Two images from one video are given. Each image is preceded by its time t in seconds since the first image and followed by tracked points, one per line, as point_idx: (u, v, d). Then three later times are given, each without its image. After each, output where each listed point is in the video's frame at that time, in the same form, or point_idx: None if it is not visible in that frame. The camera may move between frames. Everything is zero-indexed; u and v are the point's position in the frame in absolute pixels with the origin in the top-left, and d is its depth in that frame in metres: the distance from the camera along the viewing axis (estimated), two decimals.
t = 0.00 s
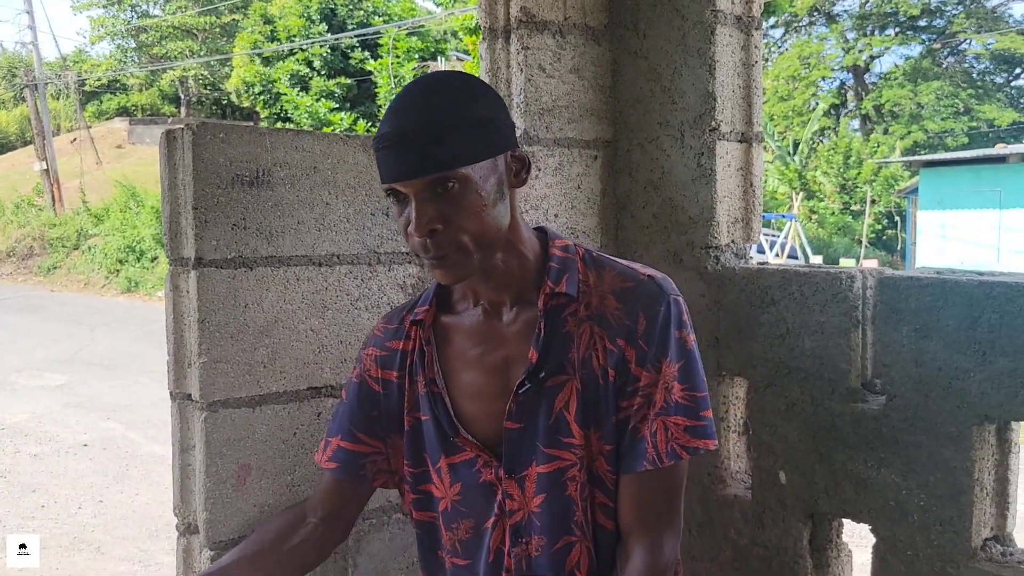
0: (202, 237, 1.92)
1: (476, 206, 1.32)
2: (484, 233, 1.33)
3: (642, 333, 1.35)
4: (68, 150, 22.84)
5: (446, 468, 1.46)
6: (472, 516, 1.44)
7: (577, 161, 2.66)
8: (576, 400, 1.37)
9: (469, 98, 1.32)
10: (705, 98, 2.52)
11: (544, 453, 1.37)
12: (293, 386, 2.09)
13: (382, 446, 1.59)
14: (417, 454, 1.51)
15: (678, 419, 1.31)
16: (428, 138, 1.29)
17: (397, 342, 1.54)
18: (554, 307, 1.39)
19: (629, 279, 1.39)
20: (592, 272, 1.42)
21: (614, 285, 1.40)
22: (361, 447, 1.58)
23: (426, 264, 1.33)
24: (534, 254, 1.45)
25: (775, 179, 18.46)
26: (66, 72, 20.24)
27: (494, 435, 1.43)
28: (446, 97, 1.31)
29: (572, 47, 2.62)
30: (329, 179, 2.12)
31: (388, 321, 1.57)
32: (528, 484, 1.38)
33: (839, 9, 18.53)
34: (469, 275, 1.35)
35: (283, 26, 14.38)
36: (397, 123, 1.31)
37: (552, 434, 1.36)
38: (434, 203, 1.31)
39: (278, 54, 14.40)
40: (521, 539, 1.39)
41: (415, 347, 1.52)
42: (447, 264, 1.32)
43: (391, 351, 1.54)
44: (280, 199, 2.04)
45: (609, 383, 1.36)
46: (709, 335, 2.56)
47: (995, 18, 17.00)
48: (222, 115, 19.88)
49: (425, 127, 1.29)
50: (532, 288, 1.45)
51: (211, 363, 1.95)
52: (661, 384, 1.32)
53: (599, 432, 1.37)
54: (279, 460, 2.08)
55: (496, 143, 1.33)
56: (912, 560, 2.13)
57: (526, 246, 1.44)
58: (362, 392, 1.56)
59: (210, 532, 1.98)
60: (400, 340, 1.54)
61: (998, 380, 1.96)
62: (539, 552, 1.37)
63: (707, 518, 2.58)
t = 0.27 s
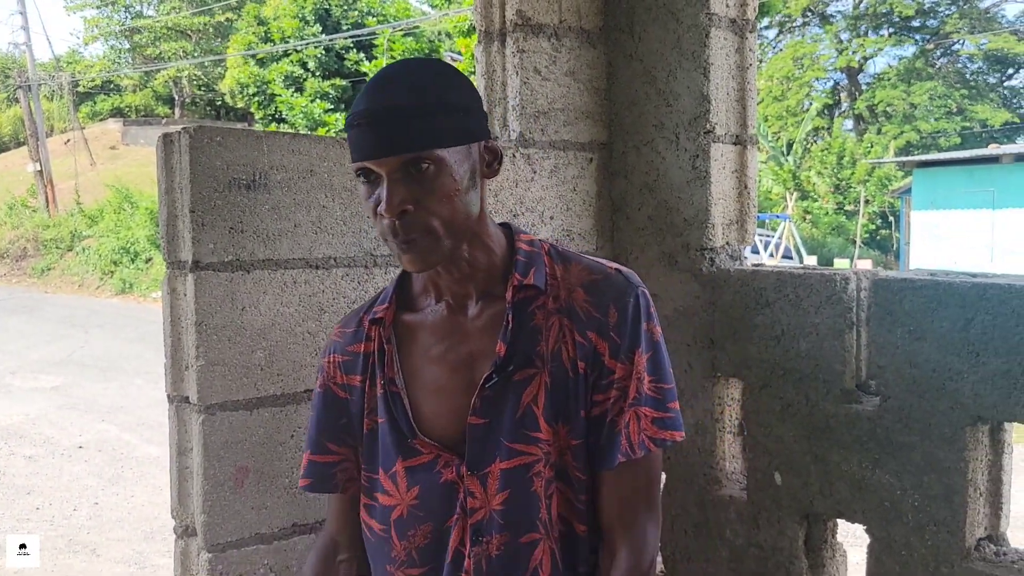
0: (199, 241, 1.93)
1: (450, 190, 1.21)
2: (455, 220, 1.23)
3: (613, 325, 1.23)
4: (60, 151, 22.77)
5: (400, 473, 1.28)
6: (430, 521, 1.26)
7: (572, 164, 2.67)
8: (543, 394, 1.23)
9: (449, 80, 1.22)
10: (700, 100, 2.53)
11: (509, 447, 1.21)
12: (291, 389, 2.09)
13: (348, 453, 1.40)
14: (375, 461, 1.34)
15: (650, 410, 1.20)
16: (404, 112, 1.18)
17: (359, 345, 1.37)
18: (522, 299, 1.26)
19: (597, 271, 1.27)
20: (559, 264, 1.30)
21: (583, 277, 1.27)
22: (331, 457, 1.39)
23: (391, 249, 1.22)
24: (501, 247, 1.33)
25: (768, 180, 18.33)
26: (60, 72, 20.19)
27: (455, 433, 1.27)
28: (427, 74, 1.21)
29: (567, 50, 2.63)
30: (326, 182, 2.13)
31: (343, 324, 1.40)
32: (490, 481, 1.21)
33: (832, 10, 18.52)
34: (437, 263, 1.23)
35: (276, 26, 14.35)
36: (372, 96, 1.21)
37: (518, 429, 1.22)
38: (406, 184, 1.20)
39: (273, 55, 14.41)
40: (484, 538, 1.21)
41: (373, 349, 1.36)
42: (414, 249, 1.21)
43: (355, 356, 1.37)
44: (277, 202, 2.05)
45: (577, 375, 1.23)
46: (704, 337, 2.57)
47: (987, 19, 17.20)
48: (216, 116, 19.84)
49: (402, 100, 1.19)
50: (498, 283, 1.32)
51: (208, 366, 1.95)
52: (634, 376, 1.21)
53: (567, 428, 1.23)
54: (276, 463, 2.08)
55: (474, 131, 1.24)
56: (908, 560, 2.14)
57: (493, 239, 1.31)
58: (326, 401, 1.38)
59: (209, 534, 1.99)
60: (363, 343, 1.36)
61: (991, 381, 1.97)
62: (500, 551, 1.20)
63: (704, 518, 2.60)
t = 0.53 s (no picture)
0: (200, 240, 1.93)
1: (443, 196, 1.21)
2: (449, 226, 1.23)
3: (611, 318, 1.25)
4: (58, 150, 22.76)
5: (408, 484, 1.31)
6: (444, 530, 1.29)
7: (572, 163, 2.67)
8: (546, 392, 1.25)
9: (437, 86, 1.23)
10: (699, 100, 2.53)
11: (514, 448, 1.23)
12: (291, 388, 2.10)
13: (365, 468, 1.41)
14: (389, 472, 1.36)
15: (648, 402, 1.24)
16: (392, 121, 1.19)
17: (360, 359, 1.38)
18: (519, 299, 1.28)
19: (590, 266, 1.29)
20: (553, 262, 1.32)
21: (577, 273, 1.30)
22: (351, 474, 1.42)
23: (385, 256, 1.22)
24: (495, 249, 1.33)
25: (767, 178, 18.50)
26: (58, 71, 20.19)
27: (459, 438, 1.29)
28: (415, 83, 1.22)
29: (567, 49, 2.64)
30: (326, 181, 2.13)
31: (343, 341, 1.41)
32: (497, 483, 1.23)
33: (830, 9, 18.56)
34: (432, 270, 1.24)
35: (275, 24, 14.33)
36: (362, 104, 1.22)
37: (522, 430, 1.23)
38: (399, 192, 1.21)
39: (271, 53, 14.41)
40: (494, 542, 1.24)
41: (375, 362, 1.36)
42: (408, 258, 1.21)
43: (355, 371, 1.38)
44: (278, 201, 2.05)
45: (578, 371, 1.25)
46: (703, 335, 2.58)
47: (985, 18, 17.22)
48: (215, 115, 19.82)
49: (391, 106, 1.20)
50: (494, 285, 1.33)
51: (209, 365, 1.95)
52: (635, 366, 1.23)
53: (570, 424, 1.25)
54: (277, 462, 2.09)
55: (466, 136, 1.24)
56: (907, 558, 2.15)
57: (487, 243, 1.32)
58: (335, 420, 1.40)
59: (210, 533, 1.99)
60: (362, 357, 1.37)
61: (991, 379, 1.98)
62: (510, 554, 1.23)
63: (703, 517, 2.60)
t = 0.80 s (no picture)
0: (197, 238, 1.93)
1: (476, 197, 1.29)
2: (482, 226, 1.31)
3: (642, 316, 1.32)
4: (55, 148, 22.75)
5: (444, 475, 1.40)
6: (476, 520, 1.38)
7: (569, 161, 2.67)
8: (576, 387, 1.32)
9: (470, 91, 1.31)
10: (697, 98, 2.53)
11: (546, 443, 1.31)
12: (288, 387, 2.09)
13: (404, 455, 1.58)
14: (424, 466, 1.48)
15: (679, 400, 1.29)
16: (427, 126, 1.27)
17: (400, 355, 1.51)
18: (549, 296, 1.37)
19: (621, 264, 1.37)
20: (584, 261, 1.40)
21: (606, 272, 1.38)
22: (388, 459, 1.58)
23: (421, 256, 1.30)
24: (527, 249, 1.43)
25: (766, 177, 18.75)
26: (54, 70, 20.16)
27: (493, 432, 1.38)
28: (447, 90, 1.30)
29: (564, 47, 2.63)
30: (323, 179, 2.13)
31: (386, 338, 1.54)
32: (528, 477, 1.31)
33: (828, 8, 18.59)
34: (466, 269, 1.31)
35: (273, 23, 14.32)
36: (398, 112, 1.30)
37: (554, 424, 1.31)
38: (434, 194, 1.29)
39: (269, 52, 14.40)
40: (525, 535, 1.31)
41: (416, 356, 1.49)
42: (442, 256, 1.29)
43: (396, 365, 1.52)
44: (275, 199, 2.04)
45: (607, 368, 1.33)
46: (702, 334, 2.57)
47: (984, 17, 17.17)
48: (212, 114, 19.81)
49: (425, 114, 1.28)
50: (526, 283, 1.43)
51: (206, 364, 1.95)
52: (664, 363, 1.30)
53: (598, 421, 1.33)
54: (274, 460, 2.08)
55: (499, 137, 1.32)
56: (904, 556, 2.15)
57: (519, 244, 1.42)
58: (376, 411, 1.55)
59: (207, 532, 1.99)
60: (401, 353, 1.51)
61: (989, 377, 1.98)
62: (540, 549, 1.30)
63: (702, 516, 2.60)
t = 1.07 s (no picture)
0: (193, 234, 1.92)
1: (500, 188, 1.39)
2: (506, 218, 1.40)
3: (661, 310, 1.40)
4: (54, 147, 22.74)
5: (469, 463, 1.53)
6: (498, 509, 1.52)
7: (568, 156, 2.66)
8: (595, 380, 1.42)
9: (492, 86, 1.41)
10: (696, 94, 2.52)
11: (565, 436, 1.42)
12: (285, 383, 2.08)
13: (429, 448, 1.70)
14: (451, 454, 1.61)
15: (694, 395, 1.36)
16: (452, 119, 1.38)
17: (426, 344, 1.63)
18: (571, 289, 1.46)
19: (643, 259, 1.45)
20: (608, 255, 1.49)
21: (628, 266, 1.46)
22: (414, 452, 1.69)
23: (446, 244, 1.40)
24: (551, 244, 1.53)
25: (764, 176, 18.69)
26: (52, 68, 20.16)
27: (516, 421, 1.50)
28: (470, 87, 1.40)
29: (563, 43, 2.63)
30: (321, 174, 2.12)
31: (416, 328, 1.67)
32: (550, 468, 1.44)
33: (827, 6, 18.63)
34: (487, 258, 1.41)
35: (272, 21, 14.30)
36: (424, 106, 1.41)
37: (573, 417, 1.42)
38: (459, 185, 1.39)
39: (267, 50, 14.38)
40: (547, 523, 1.45)
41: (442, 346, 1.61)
42: (466, 245, 1.39)
43: (423, 355, 1.64)
44: (271, 194, 2.04)
45: (627, 360, 1.42)
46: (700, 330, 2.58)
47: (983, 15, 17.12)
48: (209, 111, 19.83)
49: (450, 107, 1.39)
50: (549, 276, 1.53)
51: (202, 360, 1.94)
52: (682, 358, 1.38)
53: (618, 413, 1.42)
54: (270, 457, 2.07)
55: (523, 131, 1.42)
56: (902, 553, 2.15)
57: (543, 239, 1.52)
58: (404, 400, 1.67)
59: (203, 528, 1.98)
60: (427, 343, 1.63)
61: (987, 372, 1.97)
62: (561, 538, 1.43)
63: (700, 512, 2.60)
